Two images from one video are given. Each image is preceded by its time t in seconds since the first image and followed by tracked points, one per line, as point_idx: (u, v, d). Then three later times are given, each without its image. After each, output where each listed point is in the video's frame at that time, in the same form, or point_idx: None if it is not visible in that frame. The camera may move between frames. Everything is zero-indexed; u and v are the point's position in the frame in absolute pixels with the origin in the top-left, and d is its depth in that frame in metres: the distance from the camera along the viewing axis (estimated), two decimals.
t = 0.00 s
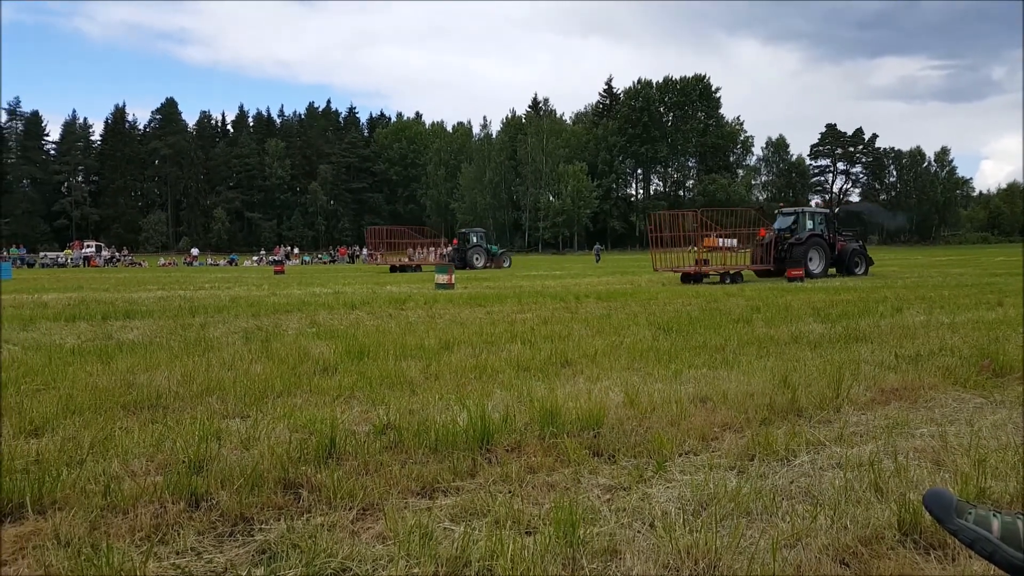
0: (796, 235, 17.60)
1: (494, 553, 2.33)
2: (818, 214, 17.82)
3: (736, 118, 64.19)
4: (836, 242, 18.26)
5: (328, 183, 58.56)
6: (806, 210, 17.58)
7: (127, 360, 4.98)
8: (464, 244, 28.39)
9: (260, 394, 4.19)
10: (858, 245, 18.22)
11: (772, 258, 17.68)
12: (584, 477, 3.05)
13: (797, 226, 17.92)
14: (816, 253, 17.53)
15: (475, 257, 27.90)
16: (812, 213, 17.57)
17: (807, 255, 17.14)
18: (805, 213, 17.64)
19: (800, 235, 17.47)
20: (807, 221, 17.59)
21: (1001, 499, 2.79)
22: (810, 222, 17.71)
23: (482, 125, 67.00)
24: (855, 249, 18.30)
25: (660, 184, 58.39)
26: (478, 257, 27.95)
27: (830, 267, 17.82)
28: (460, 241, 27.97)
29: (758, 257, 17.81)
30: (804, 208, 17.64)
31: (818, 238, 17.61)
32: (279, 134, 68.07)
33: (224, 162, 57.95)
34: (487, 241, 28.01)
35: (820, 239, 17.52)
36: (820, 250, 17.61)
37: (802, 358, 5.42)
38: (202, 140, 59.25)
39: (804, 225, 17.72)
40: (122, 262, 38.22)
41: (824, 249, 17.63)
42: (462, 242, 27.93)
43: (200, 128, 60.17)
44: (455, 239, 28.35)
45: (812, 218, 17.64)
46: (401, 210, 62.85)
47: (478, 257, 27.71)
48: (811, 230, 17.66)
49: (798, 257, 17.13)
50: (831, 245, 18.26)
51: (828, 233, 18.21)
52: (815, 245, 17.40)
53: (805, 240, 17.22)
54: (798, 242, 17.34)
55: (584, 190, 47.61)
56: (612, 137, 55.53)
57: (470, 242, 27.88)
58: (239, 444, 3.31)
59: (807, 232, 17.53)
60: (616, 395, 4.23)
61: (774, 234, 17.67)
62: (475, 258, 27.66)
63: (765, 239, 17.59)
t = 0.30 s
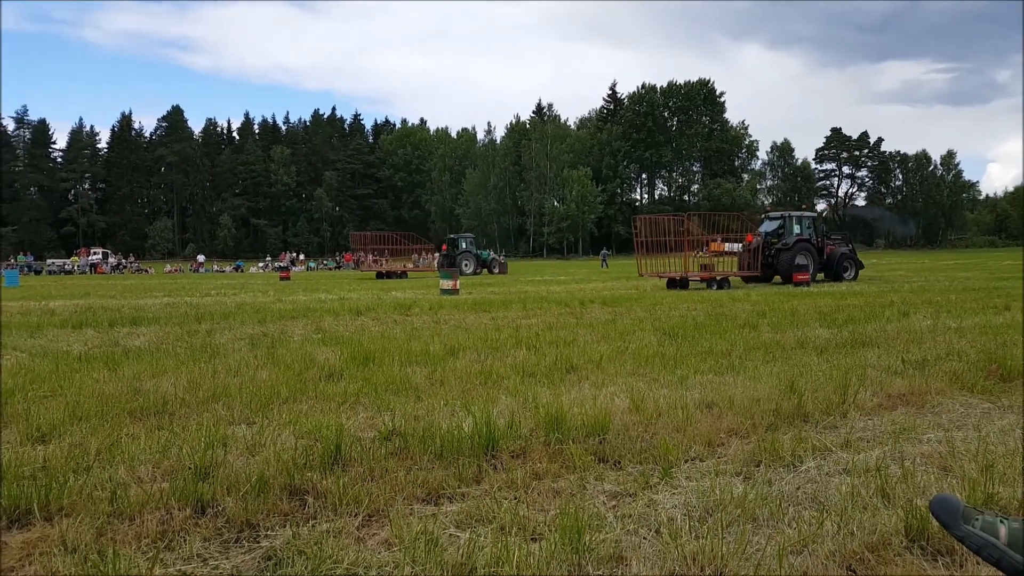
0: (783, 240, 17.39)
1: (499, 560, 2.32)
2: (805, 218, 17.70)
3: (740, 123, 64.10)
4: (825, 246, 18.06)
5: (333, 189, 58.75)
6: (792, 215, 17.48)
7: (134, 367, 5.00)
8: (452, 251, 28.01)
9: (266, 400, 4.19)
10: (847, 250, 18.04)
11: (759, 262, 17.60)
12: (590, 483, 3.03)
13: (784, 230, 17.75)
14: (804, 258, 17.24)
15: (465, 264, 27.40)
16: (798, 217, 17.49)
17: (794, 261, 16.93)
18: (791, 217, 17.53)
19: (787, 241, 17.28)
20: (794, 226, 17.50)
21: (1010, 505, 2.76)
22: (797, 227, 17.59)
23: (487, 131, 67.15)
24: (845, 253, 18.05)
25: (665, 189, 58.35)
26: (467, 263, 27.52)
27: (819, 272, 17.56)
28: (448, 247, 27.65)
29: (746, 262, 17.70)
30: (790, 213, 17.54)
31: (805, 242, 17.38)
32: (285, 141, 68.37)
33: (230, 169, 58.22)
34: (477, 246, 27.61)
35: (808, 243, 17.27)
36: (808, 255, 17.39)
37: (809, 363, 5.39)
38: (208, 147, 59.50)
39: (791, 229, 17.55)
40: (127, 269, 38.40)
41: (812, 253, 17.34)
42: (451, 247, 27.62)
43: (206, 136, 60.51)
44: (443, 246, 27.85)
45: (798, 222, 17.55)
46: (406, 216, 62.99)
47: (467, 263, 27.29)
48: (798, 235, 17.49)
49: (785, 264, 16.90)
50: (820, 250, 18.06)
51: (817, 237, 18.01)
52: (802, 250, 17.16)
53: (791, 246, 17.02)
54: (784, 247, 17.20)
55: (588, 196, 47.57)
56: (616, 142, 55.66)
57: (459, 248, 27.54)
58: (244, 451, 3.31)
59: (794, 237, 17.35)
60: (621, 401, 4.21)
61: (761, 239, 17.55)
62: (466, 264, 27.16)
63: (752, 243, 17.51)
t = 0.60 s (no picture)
0: (769, 245, 17.39)
1: (503, 563, 2.31)
2: (791, 223, 17.76)
3: (746, 126, 63.91)
4: (812, 250, 18.09)
5: (339, 192, 58.88)
6: (778, 219, 17.55)
7: (139, 369, 5.02)
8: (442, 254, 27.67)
9: (271, 403, 4.21)
10: (832, 253, 18.17)
11: (744, 267, 17.44)
12: (593, 487, 3.03)
13: (770, 234, 17.80)
14: (790, 262, 17.27)
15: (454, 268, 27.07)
16: (785, 220, 17.57)
17: (780, 265, 16.94)
18: (777, 222, 17.60)
19: (774, 245, 17.27)
20: (780, 230, 17.58)
21: (1016, 510, 2.74)
22: (783, 230, 17.63)
23: (491, 134, 67.22)
24: (830, 257, 18.16)
25: (670, 193, 58.34)
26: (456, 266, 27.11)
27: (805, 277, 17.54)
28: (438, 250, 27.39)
29: (732, 267, 17.52)
30: (776, 217, 17.61)
31: (791, 246, 17.38)
32: (290, 144, 68.57)
33: (235, 171, 58.40)
34: (467, 250, 27.35)
35: (794, 248, 17.28)
36: (793, 260, 17.41)
37: (813, 367, 5.37)
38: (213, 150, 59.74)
39: (777, 234, 17.60)
40: (133, 271, 38.54)
41: (797, 258, 17.36)
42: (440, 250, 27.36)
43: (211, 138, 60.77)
44: (434, 249, 27.88)
45: (784, 226, 17.62)
46: (410, 219, 63.06)
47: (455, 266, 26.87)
48: (784, 238, 17.50)
49: (771, 268, 16.88)
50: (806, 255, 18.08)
51: (803, 242, 18.04)
52: (788, 254, 17.18)
53: (778, 250, 17.02)
54: (771, 252, 17.18)
55: (593, 199, 47.46)
56: (621, 146, 55.93)
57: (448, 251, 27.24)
58: (249, 452, 3.31)
59: (780, 241, 17.34)
60: (625, 404, 4.20)
61: (747, 243, 17.47)
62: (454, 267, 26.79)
63: (737, 247, 17.39)
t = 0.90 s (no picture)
0: (756, 245, 17.39)
1: (510, 563, 2.31)
2: (778, 221, 17.72)
3: (752, 125, 63.69)
4: (800, 249, 18.08)
5: (345, 194, 59.03)
6: (766, 218, 17.49)
7: (148, 371, 5.06)
8: (433, 255, 27.70)
9: (278, 404, 4.23)
10: (821, 253, 17.99)
11: (731, 267, 17.43)
12: (601, 487, 3.02)
13: (757, 234, 17.77)
14: (778, 262, 17.25)
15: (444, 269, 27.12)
16: (773, 219, 17.51)
17: (769, 265, 16.90)
18: (765, 221, 17.57)
19: (762, 245, 17.24)
20: (768, 229, 17.53)
21: None
22: (771, 229, 17.60)
23: (497, 135, 67.28)
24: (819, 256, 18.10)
25: (676, 193, 58.37)
26: (446, 267, 27.11)
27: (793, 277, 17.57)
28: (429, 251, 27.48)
29: (719, 267, 17.53)
30: (763, 216, 17.56)
31: (779, 246, 17.38)
32: (296, 146, 68.78)
33: (242, 174, 58.63)
34: (458, 251, 27.39)
35: (782, 247, 17.27)
36: (781, 260, 17.41)
37: (821, 367, 5.36)
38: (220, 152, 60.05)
39: (764, 233, 17.58)
40: (140, 275, 38.79)
41: (786, 258, 17.34)
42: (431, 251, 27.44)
43: (217, 141, 61.07)
44: (426, 252, 28.05)
45: (772, 225, 17.57)
46: (416, 221, 63.14)
47: (445, 267, 26.88)
48: (772, 238, 17.48)
49: (759, 268, 16.86)
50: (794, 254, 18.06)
51: (791, 242, 18.03)
52: (776, 254, 17.17)
53: (766, 249, 17.00)
54: (759, 252, 17.13)
55: (599, 200, 47.35)
56: (627, 146, 56.06)
57: (439, 252, 27.29)
58: (257, 454, 3.33)
59: (768, 240, 17.32)
60: (632, 405, 4.20)
61: (734, 243, 17.43)
62: (444, 269, 26.78)
63: (723, 248, 17.39)
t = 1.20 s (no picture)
0: (746, 243, 17.22)
1: (518, 564, 2.28)
2: (767, 220, 17.61)
3: (762, 122, 63.23)
4: (788, 249, 17.94)
5: (353, 193, 59.16)
6: (755, 215, 17.34)
7: (155, 371, 5.06)
8: (427, 254, 27.64)
9: (286, 404, 4.21)
10: (809, 253, 17.99)
11: (720, 266, 17.18)
12: (610, 487, 2.99)
13: (745, 232, 17.62)
14: (768, 261, 17.04)
15: (438, 268, 27.20)
16: (761, 217, 17.42)
17: (759, 264, 16.67)
18: (753, 219, 17.45)
19: (752, 243, 17.05)
20: (757, 227, 17.42)
21: None
22: (759, 228, 17.47)
23: (505, 133, 67.24)
24: (806, 256, 18.01)
25: (685, 190, 58.27)
26: (439, 267, 27.13)
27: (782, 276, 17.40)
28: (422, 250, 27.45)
29: (708, 267, 17.28)
30: (752, 213, 17.43)
31: (768, 245, 17.23)
32: (304, 146, 68.99)
33: (250, 173, 58.83)
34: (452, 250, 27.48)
35: (771, 246, 17.09)
36: (770, 258, 17.24)
37: (832, 365, 5.30)
38: (228, 152, 60.34)
39: (753, 231, 17.45)
40: (149, 274, 39.06)
41: (776, 257, 17.14)
42: (424, 251, 27.40)
43: (225, 141, 61.33)
44: (420, 249, 28.01)
45: (760, 223, 17.45)
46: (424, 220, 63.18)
47: (439, 268, 26.92)
48: (761, 236, 17.33)
49: (750, 266, 16.66)
50: (783, 254, 17.90)
51: (779, 241, 17.91)
52: (766, 252, 17.00)
53: (756, 247, 16.82)
54: (749, 250, 16.90)
55: (607, 197, 47.22)
56: (635, 143, 55.77)
57: (432, 252, 27.30)
58: (265, 454, 3.31)
59: (758, 239, 17.15)
60: (641, 404, 4.16)
61: (722, 241, 17.25)
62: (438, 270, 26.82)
63: (711, 246, 17.11)
